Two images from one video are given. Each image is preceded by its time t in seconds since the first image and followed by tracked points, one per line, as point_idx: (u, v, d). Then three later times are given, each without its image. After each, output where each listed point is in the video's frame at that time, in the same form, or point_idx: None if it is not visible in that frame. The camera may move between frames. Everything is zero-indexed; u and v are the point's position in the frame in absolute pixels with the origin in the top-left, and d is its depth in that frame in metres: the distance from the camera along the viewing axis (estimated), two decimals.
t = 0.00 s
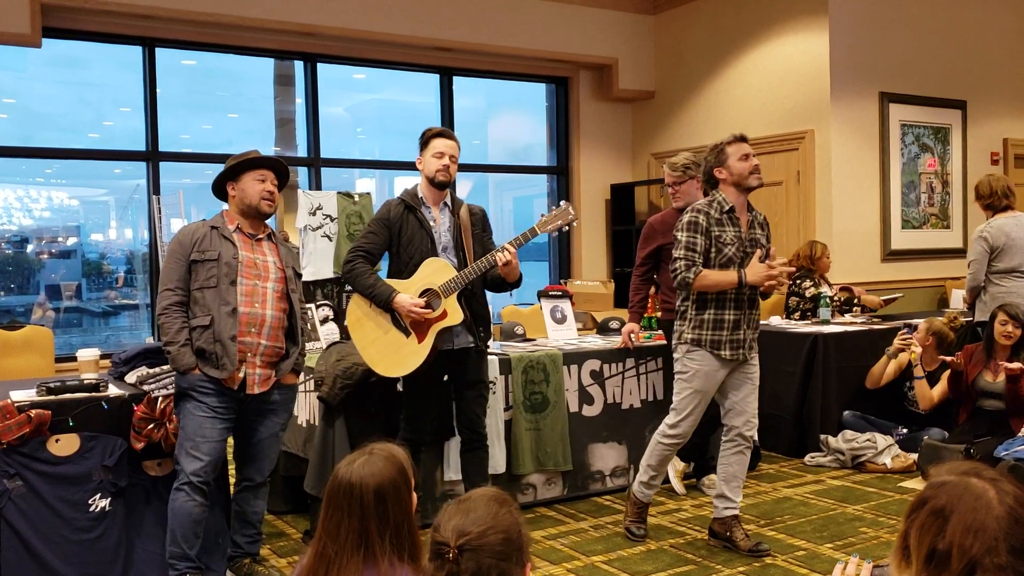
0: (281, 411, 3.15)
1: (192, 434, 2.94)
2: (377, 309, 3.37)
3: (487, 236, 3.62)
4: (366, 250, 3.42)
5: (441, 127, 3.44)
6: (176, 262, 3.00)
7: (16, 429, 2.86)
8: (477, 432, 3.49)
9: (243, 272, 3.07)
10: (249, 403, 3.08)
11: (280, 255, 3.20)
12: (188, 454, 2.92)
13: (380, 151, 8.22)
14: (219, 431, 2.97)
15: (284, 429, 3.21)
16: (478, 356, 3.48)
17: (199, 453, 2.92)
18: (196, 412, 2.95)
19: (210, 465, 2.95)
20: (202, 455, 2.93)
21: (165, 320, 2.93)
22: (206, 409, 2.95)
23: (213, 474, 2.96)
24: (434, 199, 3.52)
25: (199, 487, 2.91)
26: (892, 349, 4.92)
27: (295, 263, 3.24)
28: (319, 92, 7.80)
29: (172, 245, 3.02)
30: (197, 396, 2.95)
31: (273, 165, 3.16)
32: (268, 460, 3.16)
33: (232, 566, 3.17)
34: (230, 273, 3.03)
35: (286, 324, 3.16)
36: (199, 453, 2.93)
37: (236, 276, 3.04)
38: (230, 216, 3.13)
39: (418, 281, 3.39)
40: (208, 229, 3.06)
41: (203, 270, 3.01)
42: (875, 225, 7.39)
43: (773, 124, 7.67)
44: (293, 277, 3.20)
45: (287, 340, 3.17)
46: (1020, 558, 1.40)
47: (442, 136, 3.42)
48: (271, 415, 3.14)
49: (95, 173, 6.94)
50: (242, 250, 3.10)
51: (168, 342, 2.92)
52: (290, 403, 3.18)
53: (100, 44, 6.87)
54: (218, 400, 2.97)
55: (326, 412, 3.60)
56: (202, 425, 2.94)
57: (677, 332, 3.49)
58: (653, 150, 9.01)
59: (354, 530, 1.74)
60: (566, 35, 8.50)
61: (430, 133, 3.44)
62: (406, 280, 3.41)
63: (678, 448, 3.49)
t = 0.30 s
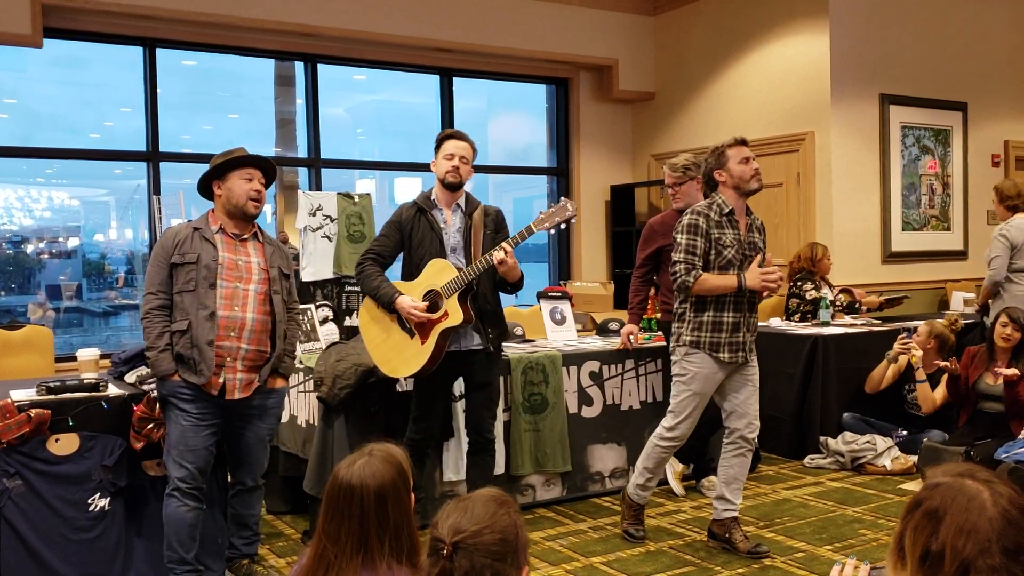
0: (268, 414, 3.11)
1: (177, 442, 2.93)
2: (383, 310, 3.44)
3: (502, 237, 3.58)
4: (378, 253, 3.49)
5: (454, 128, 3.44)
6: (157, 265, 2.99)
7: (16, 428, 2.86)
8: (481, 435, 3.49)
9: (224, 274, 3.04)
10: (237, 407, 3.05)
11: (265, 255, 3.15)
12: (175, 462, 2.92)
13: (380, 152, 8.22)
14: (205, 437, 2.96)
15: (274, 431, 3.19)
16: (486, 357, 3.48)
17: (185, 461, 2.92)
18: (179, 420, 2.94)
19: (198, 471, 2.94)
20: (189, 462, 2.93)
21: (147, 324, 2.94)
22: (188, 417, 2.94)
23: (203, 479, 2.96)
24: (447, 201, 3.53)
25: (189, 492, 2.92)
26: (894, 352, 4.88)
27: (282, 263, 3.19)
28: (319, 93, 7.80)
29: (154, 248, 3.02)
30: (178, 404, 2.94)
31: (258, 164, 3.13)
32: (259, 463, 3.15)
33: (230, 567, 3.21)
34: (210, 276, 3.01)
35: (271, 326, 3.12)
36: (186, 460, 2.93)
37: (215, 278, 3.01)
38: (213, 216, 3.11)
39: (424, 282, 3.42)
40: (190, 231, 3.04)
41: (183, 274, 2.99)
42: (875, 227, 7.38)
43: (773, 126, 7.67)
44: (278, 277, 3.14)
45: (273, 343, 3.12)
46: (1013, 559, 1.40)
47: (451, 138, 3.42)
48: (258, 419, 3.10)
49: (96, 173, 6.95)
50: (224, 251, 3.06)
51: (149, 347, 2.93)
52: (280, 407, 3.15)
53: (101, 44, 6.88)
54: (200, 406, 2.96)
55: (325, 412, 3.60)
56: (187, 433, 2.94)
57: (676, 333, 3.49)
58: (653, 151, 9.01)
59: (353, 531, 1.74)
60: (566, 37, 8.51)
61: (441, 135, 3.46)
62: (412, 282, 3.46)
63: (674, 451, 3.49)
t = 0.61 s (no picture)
0: (249, 420, 3.08)
1: (161, 447, 2.90)
2: (386, 307, 3.49)
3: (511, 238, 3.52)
4: (386, 250, 3.54)
5: (468, 128, 3.42)
6: (139, 265, 2.95)
7: (16, 428, 2.86)
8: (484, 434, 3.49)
9: (203, 277, 2.98)
10: (214, 411, 3.01)
11: (249, 257, 3.09)
12: (160, 467, 2.89)
13: (381, 151, 8.22)
14: (189, 441, 2.93)
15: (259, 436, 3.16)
16: (486, 357, 3.48)
17: (170, 465, 2.89)
18: (161, 424, 2.90)
19: (185, 475, 2.91)
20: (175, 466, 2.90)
21: (128, 324, 2.90)
22: (166, 420, 2.90)
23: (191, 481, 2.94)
24: (456, 200, 3.54)
25: (179, 495, 2.89)
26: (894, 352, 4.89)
27: (267, 266, 3.12)
28: (320, 92, 7.80)
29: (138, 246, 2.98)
30: (157, 407, 2.90)
31: (248, 162, 3.07)
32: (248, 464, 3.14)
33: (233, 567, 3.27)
34: (189, 279, 2.96)
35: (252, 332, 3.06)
36: (173, 464, 2.89)
37: (194, 282, 2.96)
38: (198, 215, 3.06)
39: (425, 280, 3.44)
40: (173, 230, 2.99)
41: (162, 275, 2.94)
42: (875, 226, 7.39)
43: (773, 125, 7.67)
44: (260, 281, 3.07)
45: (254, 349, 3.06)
46: (1012, 554, 1.41)
47: (462, 138, 3.41)
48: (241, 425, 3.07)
49: (96, 172, 6.94)
50: (205, 253, 3.01)
51: (128, 347, 2.89)
52: (260, 412, 3.11)
53: (101, 43, 6.87)
54: (179, 409, 2.91)
55: (326, 412, 3.60)
56: (170, 437, 2.90)
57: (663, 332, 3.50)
58: (653, 151, 9.01)
59: (356, 533, 1.74)
60: (566, 36, 8.51)
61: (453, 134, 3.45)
62: (414, 280, 3.49)
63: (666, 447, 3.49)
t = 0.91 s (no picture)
0: (240, 422, 3.08)
1: (152, 452, 2.89)
2: (378, 302, 3.49)
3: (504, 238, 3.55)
4: (379, 244, 3.52)
5: (467, 128, 3.43)
6: (121, 269, 2.92)
7: (16, 428, 2.86)
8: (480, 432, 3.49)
9: (189, 281, 2.97)
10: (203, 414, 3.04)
11: (234, 259, 3.07)
12: (152, 472, 2.88)
13: (380, 150, 8.21)
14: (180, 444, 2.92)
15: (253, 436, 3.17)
16: (476, 355, 3.47)
17: (162, 470, 2.88)
18: (151, 430, 2.89)
19: (177, 479, 2.91)
20: (167, 470, 2.89)
21: (112, 330, 2.88)
22: (155, 427, 2.89)
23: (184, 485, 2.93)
24: (453, 198, 3.54)
25: (173, 499, 2.88)
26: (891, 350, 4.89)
27: (252, 266, 3.12)
28: (318, 91, 7.80)
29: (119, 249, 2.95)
30: (145, 413, 2.89)
31: (229, 161, 3.05)
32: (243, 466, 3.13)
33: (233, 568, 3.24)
34: (174, 283, 2.94)
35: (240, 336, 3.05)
36: (165, 469, 2.89)
37: (180, 286, 2.94)
38: (181, 216, 3.03)
39: (419, 276, 3.43)
40: (156, 232, 2.97)
41: (147, 280, 2.92)
42: (874, 224, 7.40)
43: (772, 124, 7.68)
44: (246, 282, 3.07)
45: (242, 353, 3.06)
46: (1013, 550, 1.42)
47: (463, 138, 3.41)
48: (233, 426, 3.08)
49: (94, 171, 6.94)
50: (190, 255, 2.99)
51: (112, 354, 2.86)
52: (249, 414, 3.10)
53: (100, 42, 6.87)
54: (168, 415, 2.90)
55: (327, 411, 3.60)
56: (161, 442, 2.89)
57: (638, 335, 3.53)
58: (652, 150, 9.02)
59: (357, 533, 1.74)
60: (565, 35, 8.51)
61: (452, 133, 3.45)
62: (407, 276, 3.48)
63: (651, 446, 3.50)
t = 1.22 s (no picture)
0: (244, 417, 3.08)
1: (153, 457, 2.88)
2: (372, 298, 3.50)
3: (493, 237, 3.58)
4: (369, 242, 3.51)
5: (456, 130, 3.45)
6: (109, 275, 2.89)
7: (15, 428, 2.86)
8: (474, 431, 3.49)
9: (181, 281, 2.97)
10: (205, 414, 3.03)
11: (221, 255, 3.09)
12: (153, 477, 2.87)
13: (378, 150, 8.21)
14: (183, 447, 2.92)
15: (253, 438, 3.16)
16: (470, 353, 3.47)
17: (163, 474, 2.87)
18: (152, 434, 2.88)
19: (177, 482, 2.90)
20: (167, 474, 2.88)
21: (104, 339, 2.84)
22: (157, 431, 2.89)
23: (184, 488, 2.93)
24: (441, 198, 3.55)
25: (173, 503, 2.88)
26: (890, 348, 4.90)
27: (240, 261, 3.13)
28: (316, 91, 7.80)
29: (102, 255, 2.91)
30: (147, 418, 2.89)
31: (206, 159, 3.04)
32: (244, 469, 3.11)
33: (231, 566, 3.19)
34: (167, 284, 2.93)
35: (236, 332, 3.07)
36: (165, 472, 2.88)
37: (174, 287, 2.94)
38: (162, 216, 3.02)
39: (415, 273, 3.44)
40: (139, 234, 2.94)
41: (139, 283, 2.91)
42: (872, 224, 7.41)
43: (770, 123, 7.69)
44: (238, 276, 3.08)
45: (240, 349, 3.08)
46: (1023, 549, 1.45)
47: (453, 138, 3.42)
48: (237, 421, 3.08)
49: (92, 171, 6.93)
50: (178, 255, 2.98)
51: (106, 363, 2.83)
52: (252, 409, 3.12)
53: (98, 42, 6.86)
54: (170, 416, 2.90)
55: (325, 411, 3.60)
56: (163, 445, 2.88)
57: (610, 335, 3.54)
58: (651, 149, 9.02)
59: (358, 530, 1.74)
60: (564, 35, 8.51)
61: (441, 134, 3.46)
62: (401, 273, 3.48)
63: (635, 445, 3.50)
